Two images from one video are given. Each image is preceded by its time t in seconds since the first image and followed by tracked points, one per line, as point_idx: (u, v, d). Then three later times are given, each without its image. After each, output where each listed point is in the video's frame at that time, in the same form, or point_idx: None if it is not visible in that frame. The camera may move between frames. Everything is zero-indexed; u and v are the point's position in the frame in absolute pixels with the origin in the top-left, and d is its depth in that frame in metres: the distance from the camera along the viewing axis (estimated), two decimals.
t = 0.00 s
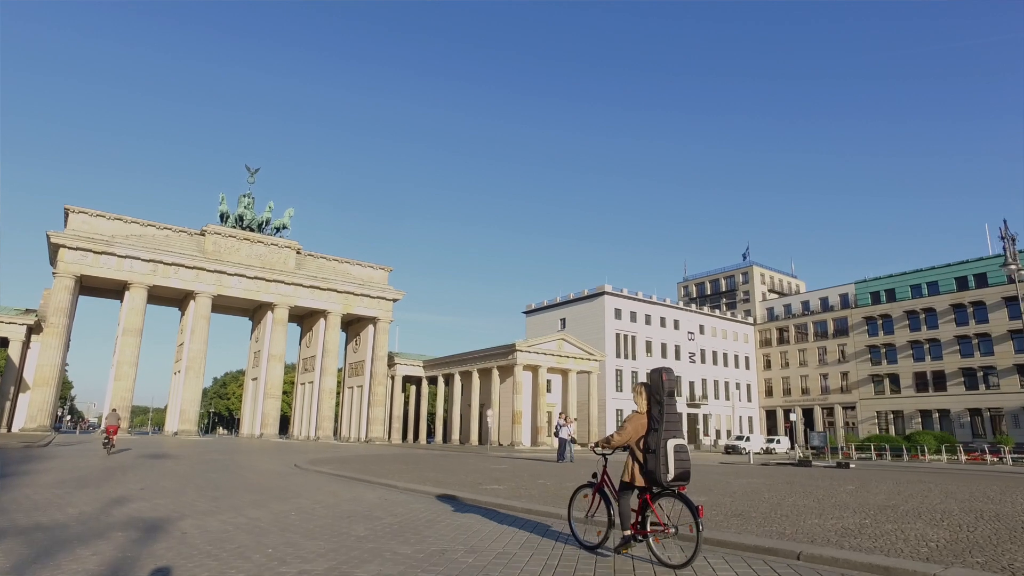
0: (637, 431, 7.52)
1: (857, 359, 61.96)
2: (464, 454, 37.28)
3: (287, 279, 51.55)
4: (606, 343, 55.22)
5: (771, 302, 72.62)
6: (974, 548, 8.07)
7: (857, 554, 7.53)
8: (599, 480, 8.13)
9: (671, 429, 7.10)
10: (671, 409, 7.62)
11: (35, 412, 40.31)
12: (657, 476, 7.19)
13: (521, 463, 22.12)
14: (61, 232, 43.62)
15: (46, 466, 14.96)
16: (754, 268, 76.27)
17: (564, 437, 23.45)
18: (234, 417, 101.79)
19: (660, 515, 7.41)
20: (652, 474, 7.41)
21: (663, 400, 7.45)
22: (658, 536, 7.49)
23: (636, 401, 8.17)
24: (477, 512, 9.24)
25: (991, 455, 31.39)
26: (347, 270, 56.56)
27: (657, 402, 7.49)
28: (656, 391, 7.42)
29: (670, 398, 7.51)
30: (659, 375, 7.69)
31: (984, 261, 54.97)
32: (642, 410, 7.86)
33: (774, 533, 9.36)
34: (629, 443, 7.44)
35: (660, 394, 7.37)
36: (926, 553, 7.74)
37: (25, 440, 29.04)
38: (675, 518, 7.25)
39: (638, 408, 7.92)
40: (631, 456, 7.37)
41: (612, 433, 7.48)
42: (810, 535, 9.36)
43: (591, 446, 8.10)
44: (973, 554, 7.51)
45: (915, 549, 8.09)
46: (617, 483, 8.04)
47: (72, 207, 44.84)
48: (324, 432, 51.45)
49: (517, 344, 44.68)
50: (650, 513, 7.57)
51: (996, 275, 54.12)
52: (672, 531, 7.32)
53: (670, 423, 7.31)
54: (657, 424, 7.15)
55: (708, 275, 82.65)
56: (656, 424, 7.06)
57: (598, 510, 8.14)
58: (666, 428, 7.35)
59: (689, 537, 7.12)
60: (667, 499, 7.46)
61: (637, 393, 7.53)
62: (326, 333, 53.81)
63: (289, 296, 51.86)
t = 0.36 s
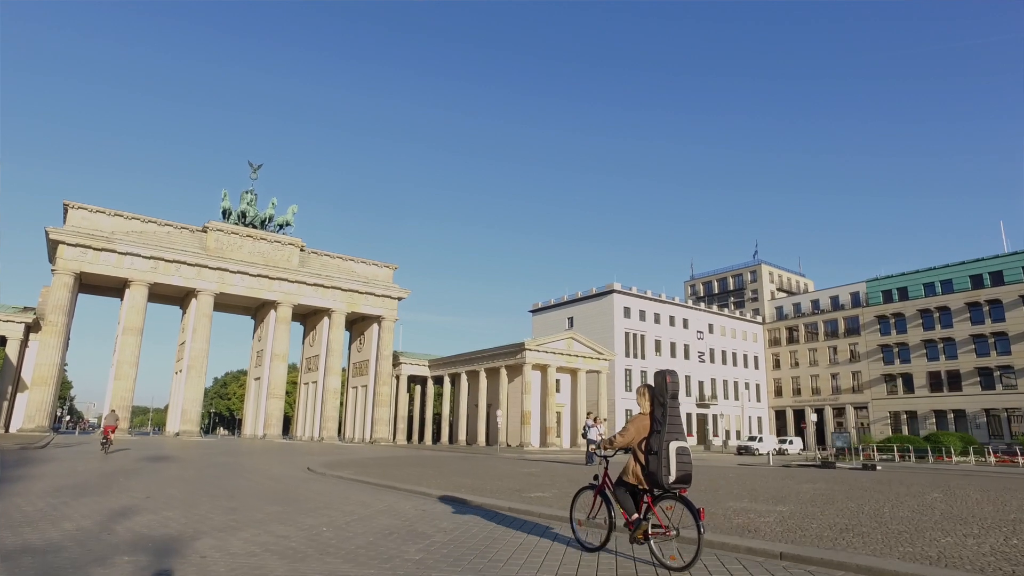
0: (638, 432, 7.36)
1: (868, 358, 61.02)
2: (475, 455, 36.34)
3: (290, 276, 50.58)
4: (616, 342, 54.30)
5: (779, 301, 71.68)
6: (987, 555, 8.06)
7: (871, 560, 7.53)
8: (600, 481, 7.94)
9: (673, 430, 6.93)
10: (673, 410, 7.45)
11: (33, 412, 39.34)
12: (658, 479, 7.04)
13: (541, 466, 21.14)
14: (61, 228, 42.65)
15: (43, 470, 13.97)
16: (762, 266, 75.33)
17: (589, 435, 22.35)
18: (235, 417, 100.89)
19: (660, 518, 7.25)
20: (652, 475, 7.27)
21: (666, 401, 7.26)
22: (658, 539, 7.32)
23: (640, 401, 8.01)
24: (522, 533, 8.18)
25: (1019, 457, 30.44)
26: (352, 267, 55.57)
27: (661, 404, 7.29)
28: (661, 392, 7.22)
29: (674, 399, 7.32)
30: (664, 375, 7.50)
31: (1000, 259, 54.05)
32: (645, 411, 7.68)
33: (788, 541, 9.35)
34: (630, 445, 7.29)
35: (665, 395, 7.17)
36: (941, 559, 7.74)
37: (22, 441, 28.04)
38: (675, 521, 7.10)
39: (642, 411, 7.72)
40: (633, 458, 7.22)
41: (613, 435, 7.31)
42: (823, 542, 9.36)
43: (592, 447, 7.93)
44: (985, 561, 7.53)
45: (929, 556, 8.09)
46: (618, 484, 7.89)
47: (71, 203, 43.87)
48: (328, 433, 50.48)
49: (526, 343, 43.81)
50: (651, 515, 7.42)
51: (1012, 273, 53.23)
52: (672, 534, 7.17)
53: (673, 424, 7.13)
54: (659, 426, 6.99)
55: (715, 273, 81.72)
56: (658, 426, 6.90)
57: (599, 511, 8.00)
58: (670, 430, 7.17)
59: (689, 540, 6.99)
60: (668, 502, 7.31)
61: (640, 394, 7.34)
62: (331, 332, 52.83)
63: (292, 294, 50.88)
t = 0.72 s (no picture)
0: (634, 435, 7.18)
1: (880, 358, 60.09)
2: (486, 457, 35.46)
3: (294, 274, 49.63)
4: (625, 341, 53.41)
5: (788, 300, 70.81)
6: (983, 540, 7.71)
7: (887, 553, 6.95)
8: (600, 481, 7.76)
9: (668, 431, 6.76)
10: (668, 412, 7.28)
11: (31, 412, 38.41)
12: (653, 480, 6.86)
13: (562, 469, 20.27)
14: (59, 223, 41.69)
15: (39, 472, 13.05)
16: (770, 265, 74.46)
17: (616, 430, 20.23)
18: (236, 417, 99.93)
19: (657, 518, 7.09)
20: (649, 477, 7.08)
21: (661, 403, 7.10)
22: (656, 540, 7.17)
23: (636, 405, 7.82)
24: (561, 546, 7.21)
25: None
26: (356, 265, 54.61)
27: (657, 404, 7.11)
28: (655, 394, 7.08)
29: (668, 401, 7.17)
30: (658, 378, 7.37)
31: (1015, 257, 53.21)
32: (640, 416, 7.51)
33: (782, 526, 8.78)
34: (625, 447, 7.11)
35: (658, 396, 7.03)
36: (954, 547, 7.25)
37: (19, 442, 27.09)
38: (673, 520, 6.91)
39: (637, 412, 7.53)
40: (628, 459, 7.04)
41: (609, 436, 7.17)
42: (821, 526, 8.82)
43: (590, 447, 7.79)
44: (1000, 551, 7.06)
45: (938, 540, 7.61)
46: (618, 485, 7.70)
47: (70, 198, 42.91)
48: (332, 433, 49.49)
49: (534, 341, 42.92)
50: (648, 516, 7.21)
51: None
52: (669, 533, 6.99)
53: (668, 426, 6.94)
54: (653, 428, 6.85)
55: (722, 272, 80.84)
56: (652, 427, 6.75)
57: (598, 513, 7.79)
58: (664, 431, 6.99)
59: (685, 539, 6.77)
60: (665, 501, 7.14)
61: (635, 396, 7.20)
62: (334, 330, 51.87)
63: (296, 292, 49.93)
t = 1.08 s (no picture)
0: (633, 435, 7.37)
1: (891, 357, 59.17)
2: (496, 458, 34.54)
3: (298, 271, 48.70)
4: (634, 340, 52.63)
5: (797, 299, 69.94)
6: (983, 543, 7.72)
7: (891, 562, 6.63)
8: (598, 481, 7.91)
9: (668, 430, 6.97)
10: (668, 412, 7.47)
11: (30, 411, 37.53)
12: (652, 477, 7.08)
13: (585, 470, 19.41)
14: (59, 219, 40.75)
15: (38, 474, 12.20)
16: (779, 263, 73.54)
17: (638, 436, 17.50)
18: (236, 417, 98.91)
19: (656, 515, 7.30)
20: (648, 475, 7.29)
21: (660, 403, 7.30)
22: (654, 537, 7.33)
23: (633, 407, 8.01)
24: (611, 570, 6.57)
25: None
26: (361, 263, 53.68)
27: (657, 405, 7.31)
28: (654, 394, 7.29)
29: (666, 401, 7.37)
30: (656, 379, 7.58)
31: None
32: (638, 417, 7.71)
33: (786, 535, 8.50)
34: (624, 446, 7.31)
35: (657, 396, 7.24)
36: (961, 556, 6.91)
37: (16, 442, 26.14)
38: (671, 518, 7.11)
39: (636, 414, 7.74)
40: (628, 458, 7.25)
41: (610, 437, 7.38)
42: (827, 535, 8.49)
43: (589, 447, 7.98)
44: (1008, 560, 6.70)
45: (946, 549, 7.28)
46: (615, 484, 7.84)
47: (70, 193, 41.98)
48: (337, 433, 48.59)
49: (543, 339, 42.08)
50: (647, 512, 7.42)
51: None
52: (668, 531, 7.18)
53: (667, 425, 7.15)
54: (653, 427, 7.07)
55: (729, 271, 80.00)
56: (652, 426, 6.97)
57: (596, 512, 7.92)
58: (664, 430, 7.18)
59: (682, 535, 6.98)
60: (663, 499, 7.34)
61: (634, 397, 7.42)
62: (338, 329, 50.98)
63: (300, 289, 49.04)
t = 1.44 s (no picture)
0: (630, 434, 7.03)
1: (903, 356, 58.30)
2: (508, 458, 33.76)
3: (302, 269, 47.79)
4: (644, 338, 51.79)
5: (806, 297, 69.10)
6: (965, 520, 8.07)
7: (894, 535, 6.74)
8: (595, 479, 7.58)
9: (667, 429, 6.63)
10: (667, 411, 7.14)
11: (29, 410, 36.71)
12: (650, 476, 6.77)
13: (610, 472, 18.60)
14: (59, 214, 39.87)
15: (38, 478, 11.34)
16: (788, 261, 72.70)
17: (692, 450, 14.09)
18: (238, 418, 97.97)
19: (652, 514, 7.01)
20: (645, 474, 6.99)
21: (659, 402, 6.93)
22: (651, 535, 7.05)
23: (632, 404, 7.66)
24: (667, 574, 5.70)
25: None
26: (366, 260, 52.81)
27: (657, 402, 6.94)
28: (654, 392, 6.93)
29: (666, 399, 7.02)
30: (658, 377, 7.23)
31: None
32: (638, 415, 7.37)
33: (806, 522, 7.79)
34: (620, 445, 6.98)
35: (657, 393, 6.89)
36: (962, 533, 7.02)
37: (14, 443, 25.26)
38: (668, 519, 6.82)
39: (634, 412, 7.36)
40: (624, 457, 6.91)
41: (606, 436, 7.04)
42: (852, 522, 7.81)
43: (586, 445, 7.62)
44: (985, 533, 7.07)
45: (948, 528, 7.36)
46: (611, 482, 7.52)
47: (70, 188, 41.11)
48: (342, 434, 47.75)
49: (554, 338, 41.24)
50: (644, 511, 7.12)
51: None
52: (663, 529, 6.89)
53: (666, 424, 6.80)
54: (651, 426, 6.74)
55: (736, 269, 79.19)
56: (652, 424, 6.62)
57: (592, 510, 7.62)
58: (662, 429, 6.83)
59: (679, 535, 6.68)
60: (660, 499, 7.05)
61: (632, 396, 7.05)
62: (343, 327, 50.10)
63: (304, 287, 48.18)
